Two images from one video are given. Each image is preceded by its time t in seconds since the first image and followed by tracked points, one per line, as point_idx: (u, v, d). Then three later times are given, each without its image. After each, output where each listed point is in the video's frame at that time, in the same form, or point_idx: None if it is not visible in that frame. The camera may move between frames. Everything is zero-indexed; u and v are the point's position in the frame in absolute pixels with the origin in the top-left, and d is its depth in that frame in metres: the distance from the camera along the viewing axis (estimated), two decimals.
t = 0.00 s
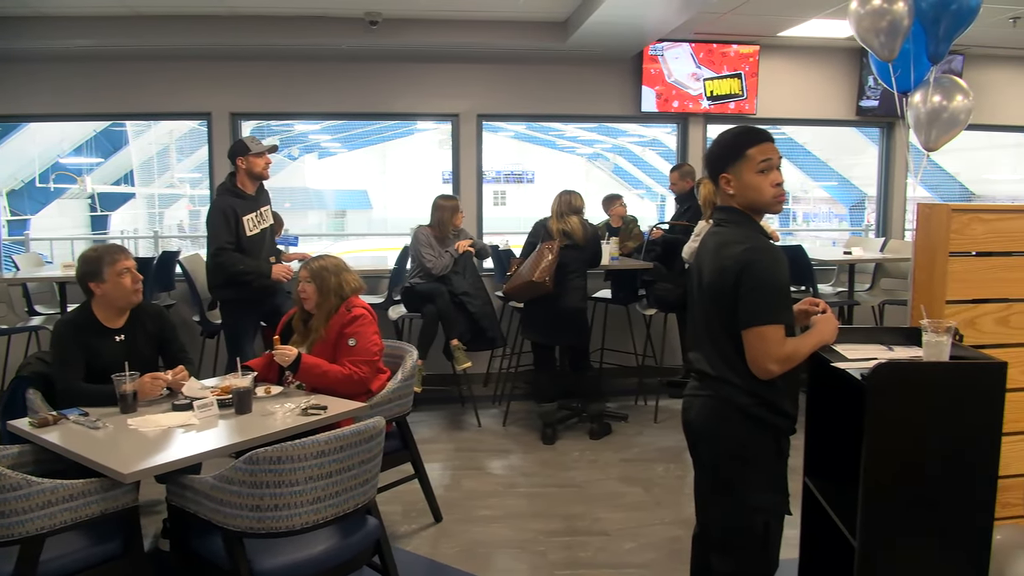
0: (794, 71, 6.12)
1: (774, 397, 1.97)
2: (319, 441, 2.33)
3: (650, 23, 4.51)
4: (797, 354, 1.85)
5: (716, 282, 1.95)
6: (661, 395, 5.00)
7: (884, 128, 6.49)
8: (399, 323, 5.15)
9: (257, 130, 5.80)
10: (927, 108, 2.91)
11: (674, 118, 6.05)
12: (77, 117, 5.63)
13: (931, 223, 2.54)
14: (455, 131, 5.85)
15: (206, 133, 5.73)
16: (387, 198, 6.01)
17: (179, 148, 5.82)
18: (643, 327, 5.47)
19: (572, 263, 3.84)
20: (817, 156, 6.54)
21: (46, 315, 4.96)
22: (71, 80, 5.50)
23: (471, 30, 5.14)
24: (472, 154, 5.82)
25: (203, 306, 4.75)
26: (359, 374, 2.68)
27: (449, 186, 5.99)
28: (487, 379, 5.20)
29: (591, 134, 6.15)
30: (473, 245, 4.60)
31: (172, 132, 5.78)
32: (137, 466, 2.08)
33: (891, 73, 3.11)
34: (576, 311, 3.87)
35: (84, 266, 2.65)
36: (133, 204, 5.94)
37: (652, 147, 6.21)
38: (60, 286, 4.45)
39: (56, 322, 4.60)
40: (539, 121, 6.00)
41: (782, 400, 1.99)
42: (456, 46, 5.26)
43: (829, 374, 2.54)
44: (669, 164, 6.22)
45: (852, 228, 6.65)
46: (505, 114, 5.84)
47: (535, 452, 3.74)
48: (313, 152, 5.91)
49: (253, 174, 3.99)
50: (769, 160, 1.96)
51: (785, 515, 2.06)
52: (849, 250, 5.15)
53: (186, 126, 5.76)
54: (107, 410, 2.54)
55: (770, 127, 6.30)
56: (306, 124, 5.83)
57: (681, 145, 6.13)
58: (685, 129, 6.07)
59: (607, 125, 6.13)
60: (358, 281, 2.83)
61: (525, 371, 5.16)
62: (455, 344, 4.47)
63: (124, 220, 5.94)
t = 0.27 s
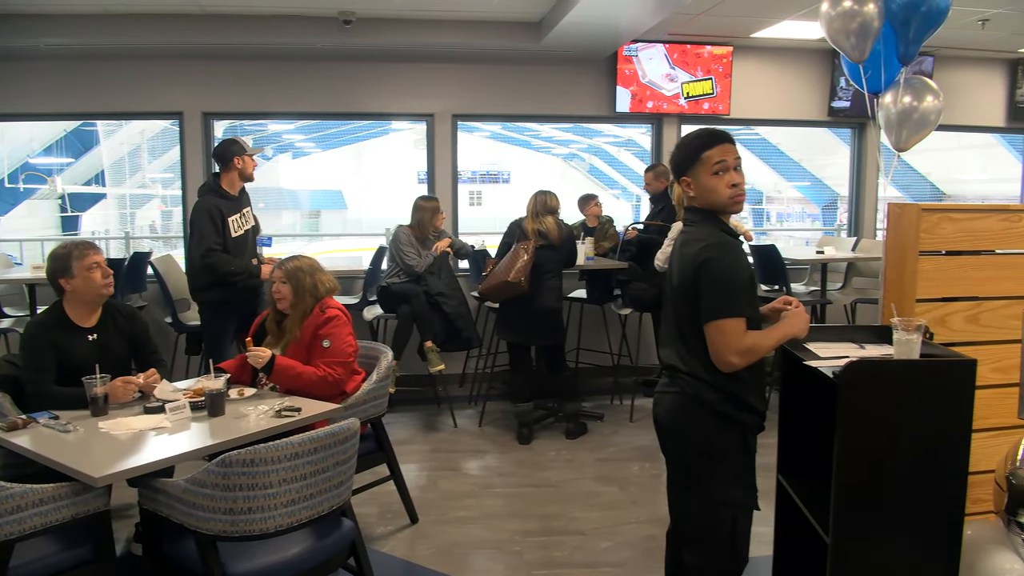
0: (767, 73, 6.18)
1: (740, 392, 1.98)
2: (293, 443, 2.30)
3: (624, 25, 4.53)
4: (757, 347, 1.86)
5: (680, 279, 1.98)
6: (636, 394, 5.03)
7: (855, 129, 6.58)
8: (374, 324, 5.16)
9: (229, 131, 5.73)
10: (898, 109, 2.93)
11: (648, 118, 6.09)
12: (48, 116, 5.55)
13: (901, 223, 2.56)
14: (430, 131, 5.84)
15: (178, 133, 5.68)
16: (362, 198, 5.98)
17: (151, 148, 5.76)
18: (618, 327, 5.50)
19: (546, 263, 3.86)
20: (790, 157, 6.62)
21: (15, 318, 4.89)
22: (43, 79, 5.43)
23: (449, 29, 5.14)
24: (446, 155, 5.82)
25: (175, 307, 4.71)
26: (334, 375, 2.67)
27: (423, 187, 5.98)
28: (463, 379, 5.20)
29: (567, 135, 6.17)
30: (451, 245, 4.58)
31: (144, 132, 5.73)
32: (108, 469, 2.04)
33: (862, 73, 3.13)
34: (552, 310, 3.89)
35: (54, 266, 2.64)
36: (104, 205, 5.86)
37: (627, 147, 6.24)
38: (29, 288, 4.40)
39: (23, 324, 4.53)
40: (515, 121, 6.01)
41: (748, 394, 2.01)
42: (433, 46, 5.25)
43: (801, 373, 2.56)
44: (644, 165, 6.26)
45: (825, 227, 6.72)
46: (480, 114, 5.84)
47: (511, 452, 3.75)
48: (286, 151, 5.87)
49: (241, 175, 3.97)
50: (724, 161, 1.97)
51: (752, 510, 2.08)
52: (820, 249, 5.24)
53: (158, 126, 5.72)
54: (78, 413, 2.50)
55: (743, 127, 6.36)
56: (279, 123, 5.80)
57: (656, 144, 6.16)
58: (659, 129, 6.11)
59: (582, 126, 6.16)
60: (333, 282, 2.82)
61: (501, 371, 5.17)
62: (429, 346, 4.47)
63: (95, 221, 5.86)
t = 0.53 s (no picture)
0: (743, 73, 6.24)
1: (706, 386, 2.00)
2: (270, 445, 2.27)
3: (600, 25, 4.55)
4: (717, 342, 1.86)
5: (648, 276, 2.01)
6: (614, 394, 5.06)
7: (830, 129, 6.64)
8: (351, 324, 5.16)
9: (205, 130, 5.71)
10: (872, 109, 2.96)
11: (625, 119, 6.12)
12: (22, 115, 5.49)
13: (876, 223, 2.55)
14: (408, 131, 5.83)
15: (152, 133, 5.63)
16: (339, 198, 5.96)
17: (126, 147, 5.70)
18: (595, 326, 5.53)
19: (524, 263, 3.86)
20: (766, 158, 6.67)
21: None
22: (16, 78, 5.37)
23: (428, 29, 5.13)
24: (424, 156, 5.82)
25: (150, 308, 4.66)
26: (310, 376, 2.66)
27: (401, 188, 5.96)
28: (441, 380, 5.20)
29: (545, 135, 6.18)
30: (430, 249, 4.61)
31: (118, 131, 5.68)
32: (80, 472, 2.02)
33: (836, 74, 3.16)
34: (530, 311, 3.91)
35: (29, 270, 2.60)
36: (78, 205, 5.79)
37: (605, 147, 6.26)
38: None
39: None
40: (493, 121, 6.02)
41: (715, 389, 2.02)
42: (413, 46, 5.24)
43: (777, 370, 2.57)
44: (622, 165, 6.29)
45: (801, 227, 6.78)
46: (456, 114, 5.84)
47: (490, 452, 3.75)
48: (263, 151, 5.83)
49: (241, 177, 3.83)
50: (693, 162, 1.98)
51: (724, 503, 2.08)
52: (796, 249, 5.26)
53: (133, 125, 5.67)
54: (51, 416, 2.47)
55: (721, 127, 6.40)
56: (256, 122, 5.76)
57: (633, 145, 6.20)
58: (636, 129, 6.14)
59: (560, 126, 6.17)
60: (309, 283, 2.80)
61: (479, 371, 5.17)
62: (406, 347, 4.48)
63: (69, 222, 5.79)
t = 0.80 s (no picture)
0: (722, 74, 6.29)
1: (682, 382, 2.01)
2: (248, 447, 2.23)
3: (579, 26, 4.57)
4: (690, 339, 1.87)
5: (623, 274, 2.01)
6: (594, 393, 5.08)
7: (807, 129, 6.69)
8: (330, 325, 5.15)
9: (183, 130, 5.69)
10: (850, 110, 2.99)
11: (605, 119, 6.14)
12: None
13: (853, 223, 2.55)
14: (387, 131, 5.83)
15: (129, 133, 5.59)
16: (318, 198, 5.93)
17: (102, 148, 5.64)
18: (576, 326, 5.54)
19: (505, 263, 3.85)
20: (745, 158, 6.70)
21: None
22: None
23: (410, 29, 5.12)
24: (403, 156, 5.82)
25: (127, 310, 4.63)
26: (288, 376, 2.64)
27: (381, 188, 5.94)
28: (421, 381, 5.20)
29: (526, 135, 6.18)
30: (412, 250, 4.54)
31: (94, 131, 5.62)
32: (58, 476, 1.99)
33: (814, 76, 3.21)
34: (511, 311, 3.91)
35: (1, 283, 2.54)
36: (53, 206, 5.71)
37: (586, 147, 6.28)
38: None
39: None
40: (473, 122, 6.02)
41: (689, 383, 2.03)
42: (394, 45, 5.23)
43: (755, 369, 2.58)
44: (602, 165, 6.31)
45: (780, 227, 6.82)
46: (436, 114, 5.84)
47: (470, 452, 3.76)
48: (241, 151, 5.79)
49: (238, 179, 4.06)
50: (685, 165, 2.00)
51: (705, 497, 2.09)
52: (775, 249, 5.23)
53: (110, 125, 5.62)
54: (26, 420, 2.45)
55: (700, 128, 6.43)
56: (234, 122, 5.73)
57: (613, 145, 6.23)
58: (616, 130, 6.17)
59: (540, 126, 6.17)
60: (288, 284, 2.79)
61: (460, 371, 5.17)
62: (387, 348, 4.48)
63: (44, 222, 5.70)
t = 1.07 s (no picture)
0: (700, 75, 6.34)
1: (665, 379, 2.01)
2: (227, 449, 2.19)
3: (558, 26, 4.58)
4: (678, 342, 1.89)
5: (605, 275, 2.01)
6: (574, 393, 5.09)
7: (785, 130, 6.75)
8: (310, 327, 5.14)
9: (159, 130, 5.64)
10: (827, 110, 3.00)
11: (585, 119, 6.16)
12: None
13: (829, 223, 2.58)
14: (366, 130, 5.82)
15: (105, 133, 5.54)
16: (296, 198, 5.90)
17: (78, 147, 5.59)
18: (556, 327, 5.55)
19: (483, 264, 3.88)
20: (724, 158, 6.75)
21: None
22: None
23: (390, 29, 5.11)
24: (382, 157, 5.80)
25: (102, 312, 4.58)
26: (265, 377, 2.63)
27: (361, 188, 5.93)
28: (401, 382, 5.20)
29: (506, 135, 6.18)
30: (392, 250, 4.55)
31: (70, 131, 5.56)
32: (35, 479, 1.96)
33: (791, 76, 3.22)
34: (491, 311, 3.91)
35: None
36: (28, 207, 5.65)
37: (566, 148, 6.28)
38: None
39: None
40: (453, 122, 6.02)
41: (672, 381, 2.03)
42: (375, 45, 5.22)
43: (733, 368, 2.58)
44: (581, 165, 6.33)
45: (758, 227, 6.88)
46: (414, 113, 5.83)
47: (450, 453, 3.76)
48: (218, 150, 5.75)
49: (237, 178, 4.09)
50: (670, 167, 2.01)
51: (692, 491, 2.07)
52: (754, 249, 5.24)
53: (86, 125, 5.57)
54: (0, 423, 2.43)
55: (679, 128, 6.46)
56: (211, 122, 5.69)
57: (593, 146, 6.25)
58: (595, 130, 6.20)
59: (520, 126, 6.18)
60: (266, 286, 2.77)
61: (440, 372, 5.17)
62: (368, 350, 4.44)
63: (18, 223, 5.65)
